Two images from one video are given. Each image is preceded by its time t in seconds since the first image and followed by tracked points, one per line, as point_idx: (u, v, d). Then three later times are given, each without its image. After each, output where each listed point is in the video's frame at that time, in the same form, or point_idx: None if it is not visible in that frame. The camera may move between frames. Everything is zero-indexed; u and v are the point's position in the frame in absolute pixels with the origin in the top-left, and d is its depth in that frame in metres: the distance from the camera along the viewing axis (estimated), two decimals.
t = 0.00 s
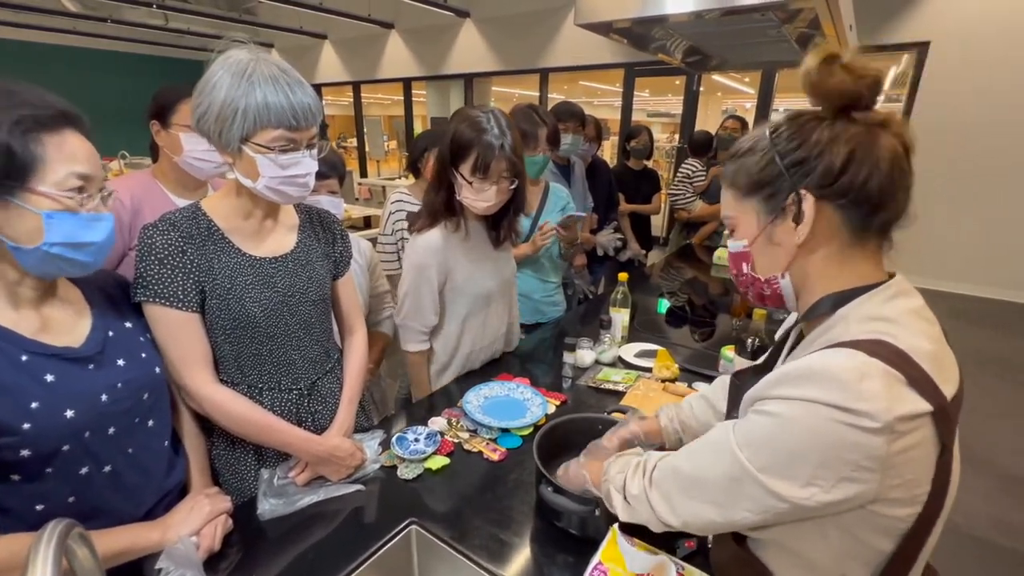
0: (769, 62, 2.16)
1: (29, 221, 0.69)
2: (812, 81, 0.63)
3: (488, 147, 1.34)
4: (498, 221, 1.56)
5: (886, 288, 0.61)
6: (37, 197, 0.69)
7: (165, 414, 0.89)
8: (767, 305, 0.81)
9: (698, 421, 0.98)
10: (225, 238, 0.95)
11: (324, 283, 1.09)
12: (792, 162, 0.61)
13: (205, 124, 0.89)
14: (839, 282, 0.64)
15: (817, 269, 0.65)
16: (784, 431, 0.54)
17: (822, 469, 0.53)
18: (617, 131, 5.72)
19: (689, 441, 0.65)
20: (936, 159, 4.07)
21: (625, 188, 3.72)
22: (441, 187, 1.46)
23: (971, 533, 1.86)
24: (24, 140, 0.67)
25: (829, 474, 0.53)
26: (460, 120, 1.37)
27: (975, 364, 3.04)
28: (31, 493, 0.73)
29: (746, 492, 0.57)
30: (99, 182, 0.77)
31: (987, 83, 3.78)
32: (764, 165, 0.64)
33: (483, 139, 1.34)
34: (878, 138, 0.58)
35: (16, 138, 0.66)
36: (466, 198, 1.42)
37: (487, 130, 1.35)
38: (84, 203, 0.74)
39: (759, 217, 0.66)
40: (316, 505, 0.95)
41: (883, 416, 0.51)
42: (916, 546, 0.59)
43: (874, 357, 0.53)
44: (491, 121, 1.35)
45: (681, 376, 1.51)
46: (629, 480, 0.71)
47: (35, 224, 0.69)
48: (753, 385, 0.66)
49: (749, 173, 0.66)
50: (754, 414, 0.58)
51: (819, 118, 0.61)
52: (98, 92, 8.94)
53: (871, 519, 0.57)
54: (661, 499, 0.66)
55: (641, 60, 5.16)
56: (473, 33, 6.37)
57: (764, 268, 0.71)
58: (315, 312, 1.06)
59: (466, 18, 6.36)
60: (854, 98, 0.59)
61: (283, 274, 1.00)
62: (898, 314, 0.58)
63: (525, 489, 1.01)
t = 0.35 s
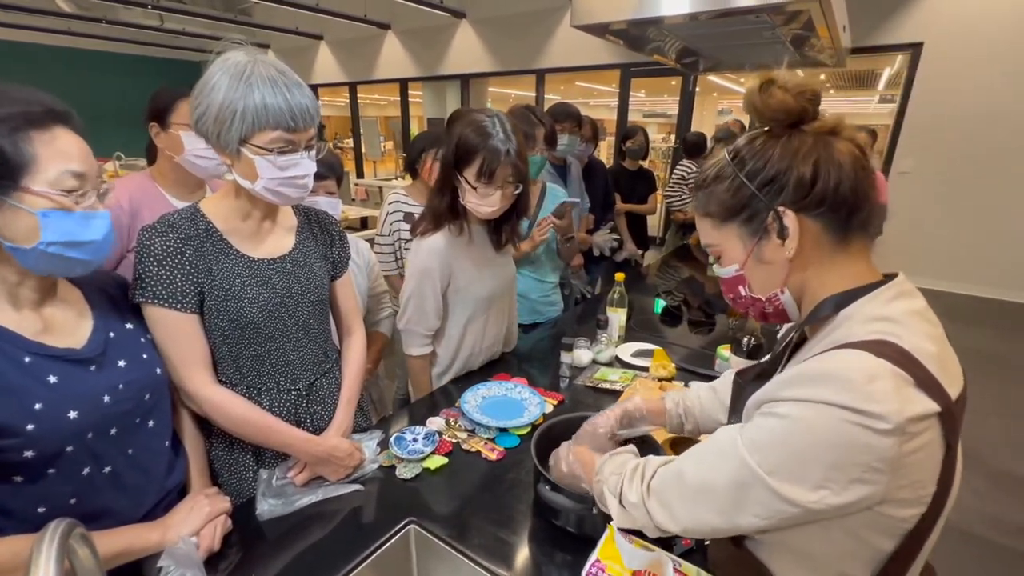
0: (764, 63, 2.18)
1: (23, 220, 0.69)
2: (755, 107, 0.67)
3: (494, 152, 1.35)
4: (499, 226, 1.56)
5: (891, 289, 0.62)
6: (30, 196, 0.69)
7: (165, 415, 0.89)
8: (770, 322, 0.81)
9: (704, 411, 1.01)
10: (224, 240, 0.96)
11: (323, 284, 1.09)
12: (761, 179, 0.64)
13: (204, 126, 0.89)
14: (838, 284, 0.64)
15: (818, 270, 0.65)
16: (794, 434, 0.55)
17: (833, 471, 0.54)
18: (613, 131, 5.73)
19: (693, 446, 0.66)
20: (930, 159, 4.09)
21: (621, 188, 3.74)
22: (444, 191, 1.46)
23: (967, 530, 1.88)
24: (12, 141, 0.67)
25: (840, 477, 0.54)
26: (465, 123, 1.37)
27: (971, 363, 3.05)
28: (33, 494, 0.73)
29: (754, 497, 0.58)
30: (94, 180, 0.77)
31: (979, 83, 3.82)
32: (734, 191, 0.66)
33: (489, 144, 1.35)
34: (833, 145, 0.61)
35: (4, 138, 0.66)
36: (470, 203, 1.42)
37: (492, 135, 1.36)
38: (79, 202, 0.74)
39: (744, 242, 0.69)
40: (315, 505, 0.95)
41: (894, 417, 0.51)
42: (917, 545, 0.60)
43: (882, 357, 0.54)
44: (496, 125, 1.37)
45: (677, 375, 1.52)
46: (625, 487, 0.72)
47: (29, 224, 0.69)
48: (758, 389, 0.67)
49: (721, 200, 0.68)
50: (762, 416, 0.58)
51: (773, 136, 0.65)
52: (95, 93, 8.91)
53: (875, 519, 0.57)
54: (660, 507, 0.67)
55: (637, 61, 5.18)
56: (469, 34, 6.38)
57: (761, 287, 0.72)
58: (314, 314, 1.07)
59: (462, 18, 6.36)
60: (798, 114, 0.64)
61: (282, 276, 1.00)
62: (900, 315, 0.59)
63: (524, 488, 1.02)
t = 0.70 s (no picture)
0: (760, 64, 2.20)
1: (24, 226, 0.70)
2: (747, 109, 0.68)
3: (500, 155, 1.36)
4: (505, 228, 1.58)
5: (880, 284, 0.63)
6: (33, 204, 0.70)
7: (168, 414, 0.90)
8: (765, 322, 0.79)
9: (697, 422, 0.99)
10: (226, 240, 0.96)
11: (323, 284, 1.10)
12: (753, 182, 0.65)
13: (208, 128, 0.90)
14: (826, 283, 0.65)
15: (809, 267, 0.66)
16: (780, 425, 0.56)
17: (817, 462, 0.54)
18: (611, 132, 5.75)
19: (693, 439, 0.67)
20: (925, 159, 4.12)
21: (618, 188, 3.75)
22: (450, 192, 1.48)
23: (962, 527, 1.89)
24: (21, 148, 0.67)
25: (825, 468, 0.54)
26: (474, 127, 1.39)
27: (967, 362, 3.07)
28: (39, 493, 0.74)
29: (743, 486, 0.59)
30: (100, 189, 0.77)
31: (973, 84, 3.85)
32: (727, 193, 0.67)
33: (495, 147, 1.36)
34: (823, 146, 0.63)
35: (11, 144, 0.66)
36: (476, 205, 1.43)
37: (499, 139, 1.38)
38: (82, 210, 0.75)
39: (736, 242, 0.70)
40: (317, 504, 0.96)
41: (876, 410, 0.52)
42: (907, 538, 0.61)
43: (866, 353, 0.55)
44: (503, 128, 1.39)
45: (675, 374, 1.53)
46: (636, 475, 0.73)
47: (30, 230, 0.70)
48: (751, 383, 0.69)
49: (714, 201, 0.69)
50: (753, 409, 0.59)
51: (765, 138, 0.66)
52: (93, 94, 8.90)
53: (865, 512, 0.58)
54: (667, 495, 0.68)
55: (635, 61, 5.19)
56: (467, 35, 6.39)
57: (752, 286, 0.73)
58: (315, 314, 1.07)
59: (459, 19, 6.37)
60: (789, 116, 0.65)
61: (284, 276, 1.01)
62: (891, 313, 0.60)
63: (524, 486, 1.03)
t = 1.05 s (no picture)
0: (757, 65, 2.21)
1: (25, 229, 0.70)
2: (744, 110, 0.69)
3: (504, 158, 1.37)
4: (507, 229, 1.58)
5: (874, 283, 0.64)
6: (32, 206, 0.70)
7: (169, 415, 0.90)
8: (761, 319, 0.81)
9: (701, 414, 1.01)
10: (226, 241, 0.97)
11: (323, 285, 1.10)
12: (751, 182, 0.65)
13: (209, 129, 0.90)
14: (822, 283, 0.66)
15: (806, 266, 0.67)
16: (784, 423, 0.56)
17: (823, 459, 0.55)
18: (608, 132, 5.77)
19: (691, 436, 0.67)
20: (921, 159, 4.14)
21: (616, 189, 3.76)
22: (455, 193, 1.49)
23: (960, 526, 1.90)
24: (18, 150, 0.68)
25: (830, 464, 0.55)
26: (480, 129, 1.40)
27: (965, 363, 3.08)
28: (40, 493, 0.74)
29: (749, 483, 0.59)
30: (99, 189, 0.77)
31: (968, 85, 3.87)
32: (725, 192, 0.68)
33: (500, 150, 1.37)
34: (819, 147, 0.63)
35: (9, 146, 0.67)
36: (480, 207, 1.44)
37: (505, 142, 1.38)
38: (83, 210, 0.75)
39: (734, 241, 0.70)
40: (319, 504, 0.96)
41: (880, 408, 0.53)
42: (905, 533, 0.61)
43: (867, 350, 0.56)
44: (508, 131, 1.39)
45: (674, 373, 1.54)
46: (630, 473, 0.74)
47: (31, 232, 0.70)
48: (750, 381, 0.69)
49: (712, 200, 0.70)
50: (757, 407, 0.60)
51: (762, 139, 0.67)
52: (90, 95, 8.87)
53: (863, 507, 0.59)
54: (663, 492, 0.68)
55: (632, 62, 5.21)
56: (465, 35, 6.40)
57: (748, 284, 0.73)
58: (315, 314, 1.08)
59: (457, 20, 6.38)
60: (786, 118, 0.65)
61: (284, 276, 1.01)
62: (886, 311, 0.61)
63: (524, 485, 1.03)
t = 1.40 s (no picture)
0: (758, 65, 2.21)
1: (41, 235, 0.70)
2: (742, 109, 0.68)
3: (506, 157, 1.36)
4: (510, 229, 1.58)
5: (865, 280, 0.63)
6: (44, 210, 0.70)
7: (170, 418, 0.89)
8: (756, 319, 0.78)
9: (677, 414, 1.02)
10: (227, 242, 0.96)
11: (325, 286, 1.10)
12: (749, 179, 0.64)
13: (211, 129, 0.89)
14: (820, 279, 0.65)
15: (802, 262, 0.66)
16: (784, 419, 0.55)
17: (823, 454, 0.54)
18: (607, 133, 5.77)
19: (692, 434, 0.66)
20: (920, 159, 4.15)
21: (616, 189, 3.76)
22: (456, 194, 1.49)
23: (962, 525, 1.90)
24: (22, 155, 0.66)
25: (831, 459, 0.54)
26: (480, 129, 1.39)
27: (966, 363, 3.08)
28: (44, 498, 0.73)
29: (751, 480, 0.58)
30: (104, 186, 0.76)
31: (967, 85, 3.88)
32: (723, 189, 0.67)
33: (501, 150, 1.37)
34: (816, 146, 0.63)
35: (11, 150, 0.65)
36: (482, 207, 1.43)
37: (505, 141, 1.37)
38: (90, 209, 0.74)
39: (732, 236, 0.68)
40: (320, 507, 0.96)
41: (880, 400, 0.51)
42: (911, 527, 0.60)
43: (865, 344, 0.55)
44: (509, 130, 1.38)
45: (676, 374, 1.53)
46: (632, 472, 0.73)
47: (46, 236, 0.70)
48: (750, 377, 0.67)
49: (710, 197, 0.68)
50: (756, 404, 0.59)
51: (760, 138, 0.66)
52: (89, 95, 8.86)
53: (870, 502, 0.58)
54: (665, 489, 0.67)
55: (631, 62, 5.21)
56: (464, 36, 6.39)
57: (746, 280, 0.71)
58: (316, 315, 1.07)
59: (456, 20, 6.37)
60: (784, 116, 0.64)
61: (285, 277, 1.00)
62: (881, 305, 0.60)
63: (527, 487, 1.03)
